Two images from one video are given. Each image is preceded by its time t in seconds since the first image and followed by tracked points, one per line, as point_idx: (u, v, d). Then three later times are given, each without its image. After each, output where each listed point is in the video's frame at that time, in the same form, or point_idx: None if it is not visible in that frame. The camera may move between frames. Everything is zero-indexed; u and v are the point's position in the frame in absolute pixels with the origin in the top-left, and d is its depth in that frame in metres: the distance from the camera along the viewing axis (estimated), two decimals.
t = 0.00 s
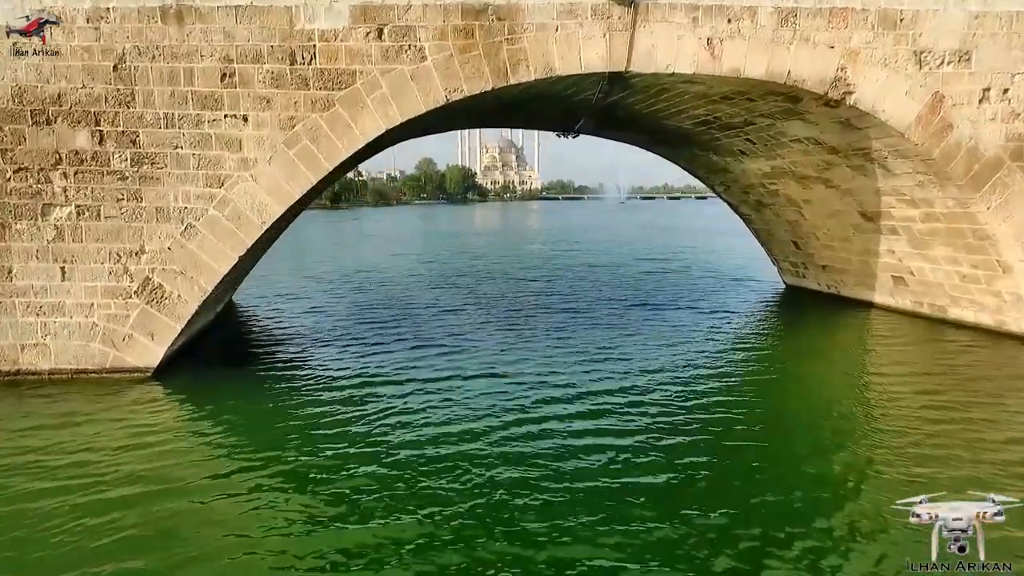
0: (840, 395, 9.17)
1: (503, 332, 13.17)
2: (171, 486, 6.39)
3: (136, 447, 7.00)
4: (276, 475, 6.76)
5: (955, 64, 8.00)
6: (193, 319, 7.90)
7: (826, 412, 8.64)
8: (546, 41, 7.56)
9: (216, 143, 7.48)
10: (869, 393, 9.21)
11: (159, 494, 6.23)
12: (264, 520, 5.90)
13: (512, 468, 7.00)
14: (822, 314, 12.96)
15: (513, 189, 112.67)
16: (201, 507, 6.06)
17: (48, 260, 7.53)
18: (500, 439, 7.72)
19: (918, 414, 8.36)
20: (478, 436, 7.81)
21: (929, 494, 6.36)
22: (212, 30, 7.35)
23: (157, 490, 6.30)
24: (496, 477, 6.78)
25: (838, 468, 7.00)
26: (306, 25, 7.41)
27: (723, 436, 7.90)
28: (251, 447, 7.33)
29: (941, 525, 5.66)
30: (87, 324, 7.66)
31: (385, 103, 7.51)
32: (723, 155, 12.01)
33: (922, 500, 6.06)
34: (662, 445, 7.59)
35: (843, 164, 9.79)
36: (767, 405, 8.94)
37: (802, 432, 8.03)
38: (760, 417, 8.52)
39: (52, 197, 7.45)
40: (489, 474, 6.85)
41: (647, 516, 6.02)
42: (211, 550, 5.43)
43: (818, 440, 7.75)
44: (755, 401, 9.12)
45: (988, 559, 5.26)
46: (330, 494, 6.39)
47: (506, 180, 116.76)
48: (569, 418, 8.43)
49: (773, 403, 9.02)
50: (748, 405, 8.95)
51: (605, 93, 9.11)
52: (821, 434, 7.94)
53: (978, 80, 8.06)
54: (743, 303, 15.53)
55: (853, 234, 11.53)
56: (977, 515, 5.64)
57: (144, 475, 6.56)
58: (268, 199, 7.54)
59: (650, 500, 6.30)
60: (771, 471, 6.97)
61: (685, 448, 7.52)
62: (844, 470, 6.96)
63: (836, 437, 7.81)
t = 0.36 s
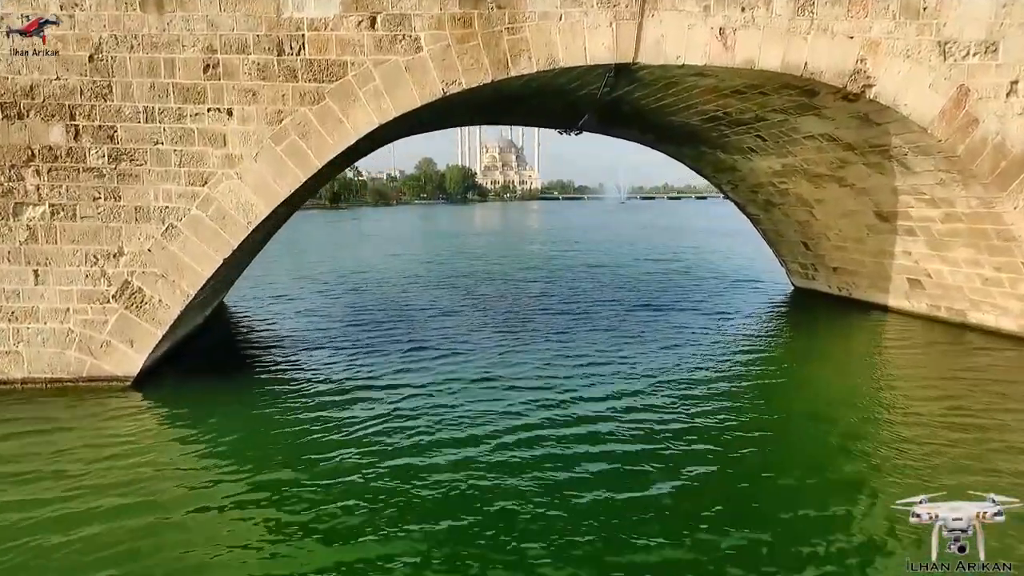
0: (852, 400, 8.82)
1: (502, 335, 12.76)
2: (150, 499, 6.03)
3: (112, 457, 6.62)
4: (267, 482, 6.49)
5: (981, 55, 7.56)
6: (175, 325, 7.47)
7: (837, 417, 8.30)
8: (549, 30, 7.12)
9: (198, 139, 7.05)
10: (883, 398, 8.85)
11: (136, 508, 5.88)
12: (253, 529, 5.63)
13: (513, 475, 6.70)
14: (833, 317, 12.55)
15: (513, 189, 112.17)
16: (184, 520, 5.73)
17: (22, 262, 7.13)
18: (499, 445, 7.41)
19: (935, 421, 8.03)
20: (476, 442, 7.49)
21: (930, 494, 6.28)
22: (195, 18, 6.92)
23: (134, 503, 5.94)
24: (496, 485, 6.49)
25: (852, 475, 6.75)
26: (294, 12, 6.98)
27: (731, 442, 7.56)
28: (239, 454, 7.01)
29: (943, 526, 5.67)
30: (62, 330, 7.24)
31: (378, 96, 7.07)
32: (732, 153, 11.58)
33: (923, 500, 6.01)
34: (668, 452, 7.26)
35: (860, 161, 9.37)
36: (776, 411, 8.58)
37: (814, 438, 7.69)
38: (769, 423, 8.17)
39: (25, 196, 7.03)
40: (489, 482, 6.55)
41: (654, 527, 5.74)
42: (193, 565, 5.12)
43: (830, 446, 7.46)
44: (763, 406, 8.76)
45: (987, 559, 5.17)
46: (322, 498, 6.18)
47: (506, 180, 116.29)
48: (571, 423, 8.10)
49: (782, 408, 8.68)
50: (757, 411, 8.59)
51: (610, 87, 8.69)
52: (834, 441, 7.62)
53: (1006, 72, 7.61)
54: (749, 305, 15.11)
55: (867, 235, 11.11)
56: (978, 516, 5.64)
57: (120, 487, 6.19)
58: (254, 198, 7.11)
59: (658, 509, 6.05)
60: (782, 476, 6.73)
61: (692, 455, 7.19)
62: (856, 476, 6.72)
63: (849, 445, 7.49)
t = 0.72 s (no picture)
0: (865, 406, 8.47)
1: (501, 338, 12.34)
2: (117, 520, 5.60)
3: (73, 474, 6.17)
4: (251, 491, 6.17)
5: (1010, 45, 7.10)
6: (154, 331, 7.03)
7: (849, 424, 7.97)
8: (552, 18, 6.67)
9: (177, 133, 6.61)
10: (895, 404, 8.51)
11: (102, 530, 5.44)
12: (235, 544, 5.29)
13: (511, 483, 6.37)
14: (844, 320, 12.13)
15: (513, 189, 111.65)
16: (157, 541, 5.32)
17: None
18: (497, 451, 7.08)
19: (951, 428, 7.70)
20: (473, 449, 7.15)
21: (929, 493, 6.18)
22: (172, 5, 6.49)
23: (101, 524, 5.50)
24: (493, 494, 6.16)
25: (866, 484, 6.45)
26: None
27: (740, 450, 7.21)
28: (219, 465, 6.64)
29: (942, 526, 5.57)
30: (33, 338, 6.81)
31: (369, 88, 6.63)
32: (740, 150, 11.15)
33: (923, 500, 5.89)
34: (674, 460, 6.91)
35: (877, 158, 8.93)
36: (786, 417, 8.22)
37: (825, 445, 7.36)
38: (779, 430, 7.80)
39: None
40: (485, 493, 6.17)
41: (661, 544, 5.37)
42: None
43: (842, 452, 7.16)
44: (773, 412, 8.39)
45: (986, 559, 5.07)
46: (309, 505, 5.95)
47: (506, 180, 115.80)
48: (572, 428, 7.76)
49: (792, 414, 8.33)
50: (766, 418, 8.21)
51: (615, 80, 8.25)
52: (846, 448, 7.28)
53: None
54: (757, 308, 14.68)
55: (882, 235, 10.68)
56: (977, 516, 5.56)
57: (83, 506, 5.75)
58: (237, 197, 6.66)
59: (664, 518, 5.75)
60: (792, 483, 6.46)
61: (700, 463, 6.85)
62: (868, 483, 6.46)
63: (862, 452, 7.16)
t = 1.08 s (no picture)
0: (878, 411, 8.10)
1: (501, 342, 11.92)
2: (81, 546, 5.14)
3: (32, 499, 5.69)
4: (231, 509, 5.76)
5: None
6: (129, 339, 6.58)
7: (863, 429, 7.59)
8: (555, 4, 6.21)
9: (153, 127, 6.16)
10: (912, 409, 8.13)
11: (62, 561, 4.96)
12: (212, 568, 4.88)
13: (509, 496, 6.00)
14: (857, 324, 11.69)
15: (513, 189, 111.20)
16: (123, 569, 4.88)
17: None
18: (495, 460, 6.70)
19: (972, 434, 7.35)
20: (468, 458, 6.78)
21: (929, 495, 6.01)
22: None
23: (63, 553, 5.03)
24: (490, 509, 5.77)
25: (884, 493, 6.10)
26: None
27: (751, 458, 6.83)
28: (198, 480, 6.23)
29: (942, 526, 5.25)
30: None
31: (359, 79, 6.17)
32: (750, 148, 10.69)
33: (922, 499, 5.71)
34: (681, 470, 6.53)
35: (897, 154, 8.48)
36: (798, 424, 7.82)
37: (839, 452, 6.99)
38: (791, 438, 7.41)
39: None
40: (481, 508, 5.78)
41: (671, 566, 4.97)
42: None
43: (857, 459, 6.81)
44: (784, 418, 7.99)
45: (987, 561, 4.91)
46: (296, 519, 5.62)
47: (506, 180, 115.34)
48: (573, 435, 7.37)
49: (803, 420, 7.94)
50: (777, 424, 7.81)
51: (621, 72, 7.80)
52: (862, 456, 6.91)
53: None
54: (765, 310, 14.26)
55: (898, 236, 10.23)
56: (977, 514, 5.22)
57: (45, 533, 5.28)
58: (217, 195, 6.19)
59: (672, 536, 5.36)
60: (805, 492, 6.12)
61: (707, 473, 6.47)
62: (885, 491, 6.14)
63: (879, 460, 6.79)
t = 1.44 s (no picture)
0: (893, 416, 7.72)
1: (501, 345, 11.49)
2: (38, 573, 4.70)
3: None
4: (207, 527, 5.34)
5: None
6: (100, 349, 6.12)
7: (880, 436, 7.19)
8: None
9: (125, 120, 5.70)
10: (931, 414, 7.72)
11: None
12: None
13: (507, 508, 5.60)
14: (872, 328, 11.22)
15: (513, 189, 110.81)
16: None
17: None
18: (490, 469, 6.30)
19: (995, 440, 6.96)
20: (463, 467, 6.37)
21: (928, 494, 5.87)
22: None
23: None
24: (485, 522, 5.38)
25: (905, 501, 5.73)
26: None
27: (762, 466, 6.42)
28: (171, 495, 5.81)
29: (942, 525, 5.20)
30: None
31: (348, 69, 5.70)
32: (761, 145, 10.23)
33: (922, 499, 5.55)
34: (689, 479, 6.12)
35: (920, 150, 8.01)
36: (811, 430, 7.40)
37: (856, 460, 6.60)
38: (805, 445, 7.00)
39: None
40: (476, 520, 5.39)
41: None
42: None
43: (876, 467, 6.42)
44: (796, 424, 7.58)
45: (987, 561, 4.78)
46: (276, 534, 5.24)
47: (506, 181, 114.87)
48: (574, 443, 6.95)
49: (817, 426, 7.53)
50: (790, 430, 7.39)
51: (629, 63, 7.34)
52: (880, 463, 6.52)
53: None
54: (773, 313, 13.82)
55: (918, 237, 9.76)
56: (977, 514, 5.18)
57: None
58: (195, 194, 5.72)
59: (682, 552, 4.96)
60: (821, 502, 5.75)
61: (718, 483, 6.06)
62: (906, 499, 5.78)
63: (898, 466, 6.41)
